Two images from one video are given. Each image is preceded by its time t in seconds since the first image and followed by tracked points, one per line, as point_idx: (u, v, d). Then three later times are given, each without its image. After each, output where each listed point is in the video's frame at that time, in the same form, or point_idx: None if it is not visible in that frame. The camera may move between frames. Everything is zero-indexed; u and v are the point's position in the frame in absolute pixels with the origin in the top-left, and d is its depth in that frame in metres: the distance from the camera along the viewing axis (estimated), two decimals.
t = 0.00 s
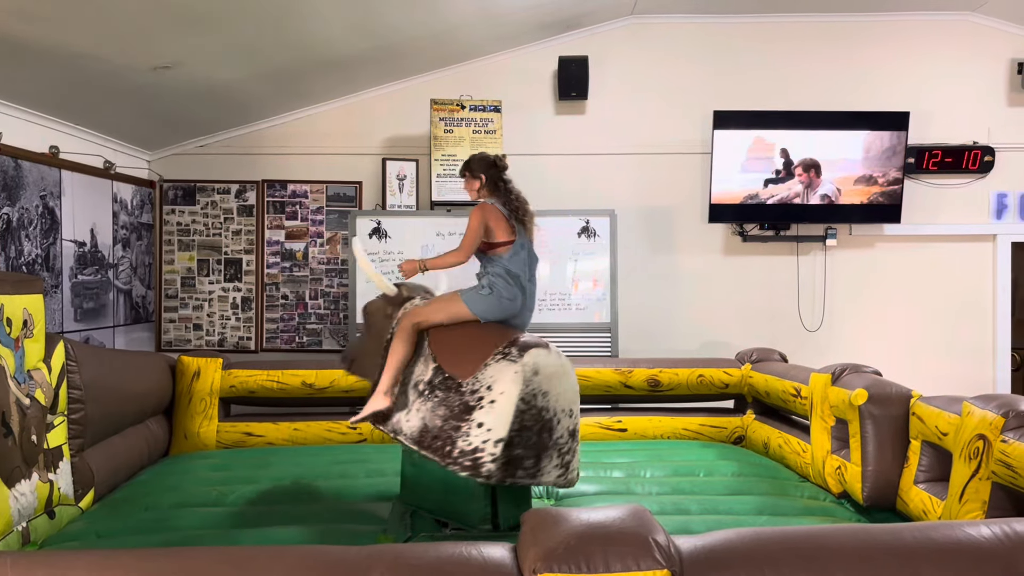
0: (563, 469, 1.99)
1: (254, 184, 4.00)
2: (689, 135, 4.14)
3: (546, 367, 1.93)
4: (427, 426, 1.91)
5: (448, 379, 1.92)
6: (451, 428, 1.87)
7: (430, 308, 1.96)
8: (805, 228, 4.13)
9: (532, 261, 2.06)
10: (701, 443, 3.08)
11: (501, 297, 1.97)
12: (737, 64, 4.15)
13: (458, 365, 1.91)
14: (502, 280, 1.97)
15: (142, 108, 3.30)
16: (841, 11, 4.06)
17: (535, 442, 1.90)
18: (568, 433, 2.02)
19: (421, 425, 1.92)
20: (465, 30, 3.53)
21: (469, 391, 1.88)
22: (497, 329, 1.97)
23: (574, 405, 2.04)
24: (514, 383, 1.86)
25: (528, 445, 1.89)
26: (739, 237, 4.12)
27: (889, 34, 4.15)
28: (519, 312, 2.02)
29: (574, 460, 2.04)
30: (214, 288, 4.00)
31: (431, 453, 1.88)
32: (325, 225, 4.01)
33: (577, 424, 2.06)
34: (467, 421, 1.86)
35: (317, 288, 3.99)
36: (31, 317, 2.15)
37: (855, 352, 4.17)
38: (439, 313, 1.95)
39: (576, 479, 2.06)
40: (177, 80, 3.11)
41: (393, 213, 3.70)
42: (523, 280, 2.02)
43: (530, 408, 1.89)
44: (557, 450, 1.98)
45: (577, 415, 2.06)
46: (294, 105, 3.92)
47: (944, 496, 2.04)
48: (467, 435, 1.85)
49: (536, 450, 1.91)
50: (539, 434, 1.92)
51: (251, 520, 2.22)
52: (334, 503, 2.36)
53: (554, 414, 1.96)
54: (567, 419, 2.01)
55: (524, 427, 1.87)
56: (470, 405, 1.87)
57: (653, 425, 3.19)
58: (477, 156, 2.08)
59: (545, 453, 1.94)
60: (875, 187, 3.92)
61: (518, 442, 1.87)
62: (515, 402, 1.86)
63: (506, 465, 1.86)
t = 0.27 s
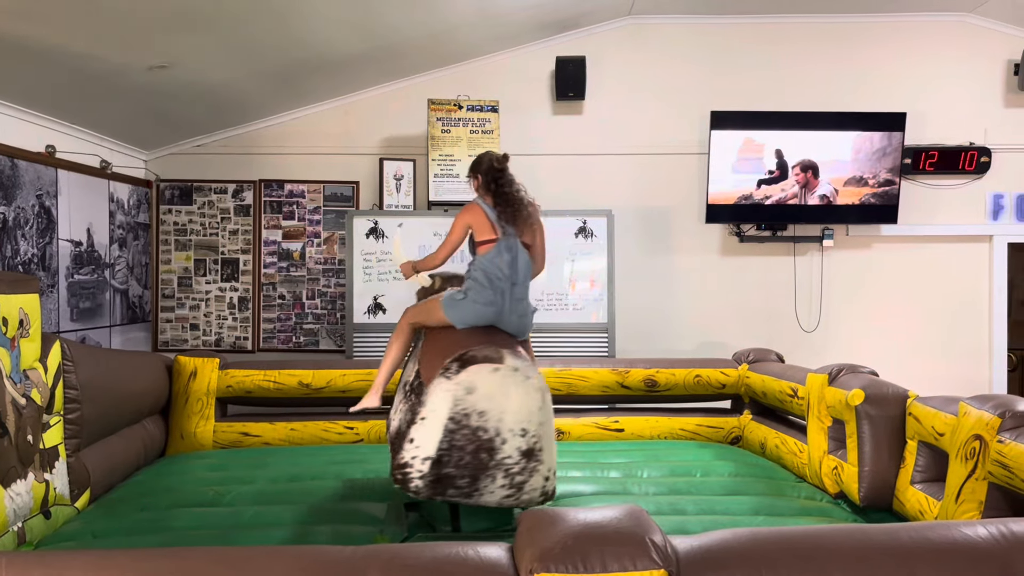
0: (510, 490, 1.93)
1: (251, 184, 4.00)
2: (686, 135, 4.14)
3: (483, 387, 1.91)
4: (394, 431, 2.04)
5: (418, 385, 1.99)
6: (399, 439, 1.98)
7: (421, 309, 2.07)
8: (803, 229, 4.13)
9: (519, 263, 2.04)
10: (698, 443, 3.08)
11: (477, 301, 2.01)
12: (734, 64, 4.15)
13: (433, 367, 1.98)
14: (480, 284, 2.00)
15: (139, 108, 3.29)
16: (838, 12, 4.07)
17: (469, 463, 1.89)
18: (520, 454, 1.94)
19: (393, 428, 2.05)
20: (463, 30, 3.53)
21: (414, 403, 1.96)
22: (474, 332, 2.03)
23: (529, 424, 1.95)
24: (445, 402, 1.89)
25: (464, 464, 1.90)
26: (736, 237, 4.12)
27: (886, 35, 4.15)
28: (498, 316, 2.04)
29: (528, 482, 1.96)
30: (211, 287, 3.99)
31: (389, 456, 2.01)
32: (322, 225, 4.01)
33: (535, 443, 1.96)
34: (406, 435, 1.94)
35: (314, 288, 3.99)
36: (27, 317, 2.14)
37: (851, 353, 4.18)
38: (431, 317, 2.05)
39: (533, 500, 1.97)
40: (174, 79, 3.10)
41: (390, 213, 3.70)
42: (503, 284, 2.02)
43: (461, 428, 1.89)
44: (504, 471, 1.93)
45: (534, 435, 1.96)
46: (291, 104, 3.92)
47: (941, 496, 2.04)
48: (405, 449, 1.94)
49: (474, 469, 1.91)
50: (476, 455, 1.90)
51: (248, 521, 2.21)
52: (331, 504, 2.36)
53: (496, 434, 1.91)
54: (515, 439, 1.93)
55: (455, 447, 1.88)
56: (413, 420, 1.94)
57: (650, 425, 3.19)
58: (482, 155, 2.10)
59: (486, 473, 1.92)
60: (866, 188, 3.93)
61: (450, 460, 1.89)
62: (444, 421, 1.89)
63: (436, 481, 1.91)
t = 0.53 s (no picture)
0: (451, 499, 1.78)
1: (249, 184, 4.00)
2: (685, 136, 4.14)
3: (409, 395, 1.80)
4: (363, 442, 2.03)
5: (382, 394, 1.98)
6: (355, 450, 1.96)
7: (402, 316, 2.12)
8: (801, 230, 4.14)
9: (470, 264, 1.97)
10: (696, 444, 3.08)
11: (426, 305, 1.99)
12: (732, 65, 4.15)
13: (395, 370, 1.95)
14: (429, 286, 1.99)
15: (137, 108, 3.29)
16: (836, 13, 4.08)
17: (404, 472, 1.78)
18: (455, 461, 1.78)
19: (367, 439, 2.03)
20: (462, 31, 3.53)
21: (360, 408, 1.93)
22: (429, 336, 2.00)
23: (460, 431, 1.78)
24: (375, 411, 1.82)
25: (399, 472, 1.79)
26: (735, 238, 4.12)
27: (884, 36, 4.16)
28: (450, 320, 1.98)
29: (467, 489, 1.79)
30: (209, 288, 3.99)
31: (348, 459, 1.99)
32: (320, 226, 4.01)
33: (472, 451, 1.79)
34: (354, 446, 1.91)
35: (312, 289, 3.98)
36: (25, 317, 2.14)
37: (849, 354, 4.18)
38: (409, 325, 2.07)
39: (477, 508, 1.80)
40: (172, 80, 3.10)
41: (388, 214, 3.70)
42: (454, 287, 1.97)
43: (391, 437, 1.80)
44: (443, 479, 1.79)
45: (467, 441, 1.79)
46: (290, 105, 3.92)
47: (939, 497, 2.05)
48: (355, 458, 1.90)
49: (411, 478, 1.78)
50: (410, 463, 1.79)
51: (246, 521, 2.21)
52: (329, 504, 2.36)
53: (426, 441, 1.78)
54: (448, 446, 1.78)
55: (388, 456, 1.79)
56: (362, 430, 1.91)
57: (648, 426, 3.19)
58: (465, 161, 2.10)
59: (423, 481, 1.78)
60: (859, 189, 3.93)
61: (385, 470, 1.79)
62: (376, 430, 1.81)
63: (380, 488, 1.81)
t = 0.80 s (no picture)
0: (407, 495, 1.78)
1: (248, 185, 4.00)
2: (685, 137, 4.14)
3: (361, 395, 1.80)
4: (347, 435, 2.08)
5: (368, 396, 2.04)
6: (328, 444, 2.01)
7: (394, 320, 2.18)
8: (800, 230, 4.14)
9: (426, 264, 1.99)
10: (696, 444, 3.08)
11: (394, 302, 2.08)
12: (732, 66, 4.16)
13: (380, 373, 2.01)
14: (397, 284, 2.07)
15: (137, 108, 3.29)
16: (836, 14, 4.08)
17: (366, 470, 1.80)
18: (406, 457, 1.77)
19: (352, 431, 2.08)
20: (461, 31, 3.53)
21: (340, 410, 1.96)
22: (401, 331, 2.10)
23: (407, 427, 1.76)
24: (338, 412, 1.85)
25: (361, 469, 1.81)
26: (734, 239, 4.12)
27: (883, 37, 4.16)
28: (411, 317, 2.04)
29: (420, 486, 1.77)
30: (208, 288, 3.99)
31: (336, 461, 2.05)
32: (320, 226, 4.01)
33: (421, 446, 1.77)
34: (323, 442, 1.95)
35: (311, 289, 3.98)
36: (24, 317, 2.14)
37: (849, 354, 4.18)
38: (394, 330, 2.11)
39: (432, 504, 1.78)
40: (172, 80, 3.10)
41: (388, 214, 3.70)
42: (414, 285, 2.01)
43: (352, 435, 1.82)
44: (399, 475, 1.79)
45: (416, 437, 1.77)
46: (290, 105, 3.92)
47: (938, 498, 2.04)
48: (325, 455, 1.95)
49: (372, 476, 1.80)
50: (371, 461, 1.79)
51: (245, 522, 2.21)
52: (328, 505, 2.36)
53: (379, 438, 1.78)
54: (397, 443, 1.77)
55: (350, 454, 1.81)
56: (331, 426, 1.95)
57: (648, 427, 3.18)
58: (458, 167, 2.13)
59: (384, 478, 1.79)
60: (854, 189, 3.94)
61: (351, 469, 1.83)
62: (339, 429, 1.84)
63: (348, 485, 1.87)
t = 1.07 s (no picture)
0: (405, 494, 1.77)
1: (248, 186, 4.00)
2: (684, 137, 4.14)
3: (360, 393, 1.80)
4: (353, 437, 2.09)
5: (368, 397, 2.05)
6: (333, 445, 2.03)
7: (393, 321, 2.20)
8: (800, 231, 4.14)
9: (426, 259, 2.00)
10: (696, 445, 3.08)
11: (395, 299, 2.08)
12: (732, 67, 4.16)
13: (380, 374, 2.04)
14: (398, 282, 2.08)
15: (137, 109, 3.29)
16: (836, 15, 4.08)
17: (362, 470, 1.81)
18: (404, 456, 1.77)
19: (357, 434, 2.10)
20: (461, 32, 3.53)
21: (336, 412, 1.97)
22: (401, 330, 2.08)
23: (404, 425, 1.76)
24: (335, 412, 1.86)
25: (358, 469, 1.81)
26: (734, 239, 4.12)
27: (883, 38, 4.16)
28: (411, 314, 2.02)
29: (418, 485, 1.76)
30: (208, 289, 3.99)
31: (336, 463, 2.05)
32: (319, 228, 4.01)
33: (418, 445, 1.76)
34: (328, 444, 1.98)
35: (311, 290, 3.98)
36: (24, 319, 2.14)
37: (849, 355, 4.18)
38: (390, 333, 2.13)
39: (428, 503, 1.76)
40: (172, 82, 3.11)
41: (388, 215, 3.70)
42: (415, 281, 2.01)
43: (350, 434, 1.82)
44: (397, 474, 1.78)
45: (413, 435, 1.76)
46: (290, 106, 3.92)
47: (939, 499, 2.04)
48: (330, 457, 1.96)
49: (370, 475, 1.80)
50: (369, 459, 1.80)
51: (245, 523, 2.21)
52: (328, 506, 2.36)
53: (378, 437, 1.78)
54: (397, 441, 1.77)
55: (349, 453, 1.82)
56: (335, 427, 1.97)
57: (648, 428, 3.18)
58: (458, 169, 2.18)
59: (380, 477, 1.79)
60: (850, 189, 3.94)
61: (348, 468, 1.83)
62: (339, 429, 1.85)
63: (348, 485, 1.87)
